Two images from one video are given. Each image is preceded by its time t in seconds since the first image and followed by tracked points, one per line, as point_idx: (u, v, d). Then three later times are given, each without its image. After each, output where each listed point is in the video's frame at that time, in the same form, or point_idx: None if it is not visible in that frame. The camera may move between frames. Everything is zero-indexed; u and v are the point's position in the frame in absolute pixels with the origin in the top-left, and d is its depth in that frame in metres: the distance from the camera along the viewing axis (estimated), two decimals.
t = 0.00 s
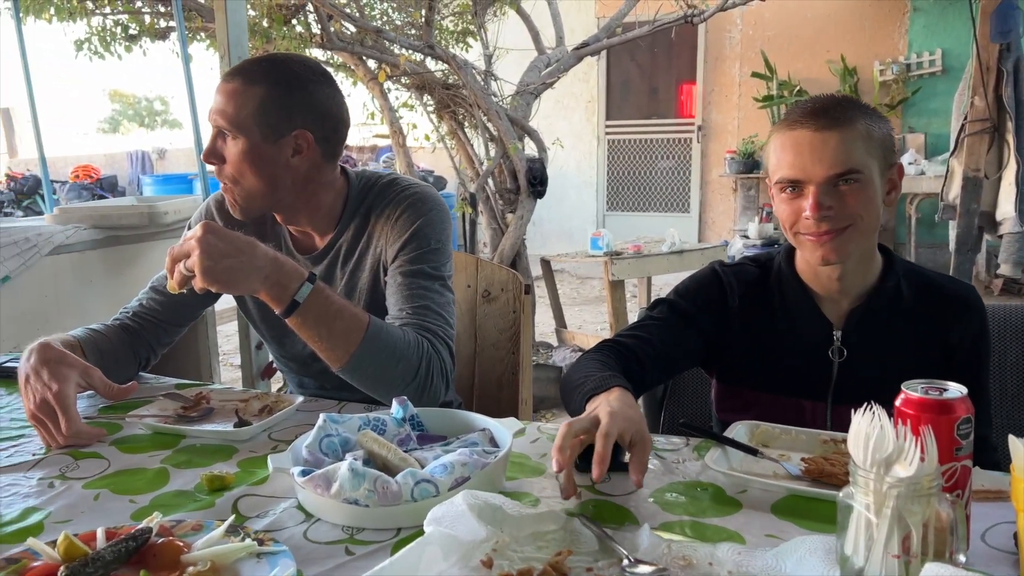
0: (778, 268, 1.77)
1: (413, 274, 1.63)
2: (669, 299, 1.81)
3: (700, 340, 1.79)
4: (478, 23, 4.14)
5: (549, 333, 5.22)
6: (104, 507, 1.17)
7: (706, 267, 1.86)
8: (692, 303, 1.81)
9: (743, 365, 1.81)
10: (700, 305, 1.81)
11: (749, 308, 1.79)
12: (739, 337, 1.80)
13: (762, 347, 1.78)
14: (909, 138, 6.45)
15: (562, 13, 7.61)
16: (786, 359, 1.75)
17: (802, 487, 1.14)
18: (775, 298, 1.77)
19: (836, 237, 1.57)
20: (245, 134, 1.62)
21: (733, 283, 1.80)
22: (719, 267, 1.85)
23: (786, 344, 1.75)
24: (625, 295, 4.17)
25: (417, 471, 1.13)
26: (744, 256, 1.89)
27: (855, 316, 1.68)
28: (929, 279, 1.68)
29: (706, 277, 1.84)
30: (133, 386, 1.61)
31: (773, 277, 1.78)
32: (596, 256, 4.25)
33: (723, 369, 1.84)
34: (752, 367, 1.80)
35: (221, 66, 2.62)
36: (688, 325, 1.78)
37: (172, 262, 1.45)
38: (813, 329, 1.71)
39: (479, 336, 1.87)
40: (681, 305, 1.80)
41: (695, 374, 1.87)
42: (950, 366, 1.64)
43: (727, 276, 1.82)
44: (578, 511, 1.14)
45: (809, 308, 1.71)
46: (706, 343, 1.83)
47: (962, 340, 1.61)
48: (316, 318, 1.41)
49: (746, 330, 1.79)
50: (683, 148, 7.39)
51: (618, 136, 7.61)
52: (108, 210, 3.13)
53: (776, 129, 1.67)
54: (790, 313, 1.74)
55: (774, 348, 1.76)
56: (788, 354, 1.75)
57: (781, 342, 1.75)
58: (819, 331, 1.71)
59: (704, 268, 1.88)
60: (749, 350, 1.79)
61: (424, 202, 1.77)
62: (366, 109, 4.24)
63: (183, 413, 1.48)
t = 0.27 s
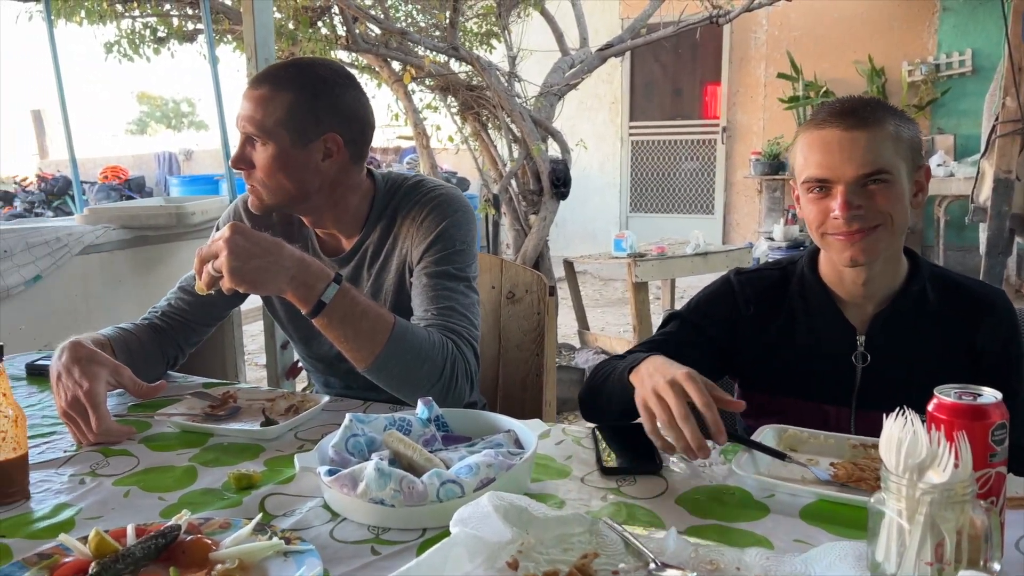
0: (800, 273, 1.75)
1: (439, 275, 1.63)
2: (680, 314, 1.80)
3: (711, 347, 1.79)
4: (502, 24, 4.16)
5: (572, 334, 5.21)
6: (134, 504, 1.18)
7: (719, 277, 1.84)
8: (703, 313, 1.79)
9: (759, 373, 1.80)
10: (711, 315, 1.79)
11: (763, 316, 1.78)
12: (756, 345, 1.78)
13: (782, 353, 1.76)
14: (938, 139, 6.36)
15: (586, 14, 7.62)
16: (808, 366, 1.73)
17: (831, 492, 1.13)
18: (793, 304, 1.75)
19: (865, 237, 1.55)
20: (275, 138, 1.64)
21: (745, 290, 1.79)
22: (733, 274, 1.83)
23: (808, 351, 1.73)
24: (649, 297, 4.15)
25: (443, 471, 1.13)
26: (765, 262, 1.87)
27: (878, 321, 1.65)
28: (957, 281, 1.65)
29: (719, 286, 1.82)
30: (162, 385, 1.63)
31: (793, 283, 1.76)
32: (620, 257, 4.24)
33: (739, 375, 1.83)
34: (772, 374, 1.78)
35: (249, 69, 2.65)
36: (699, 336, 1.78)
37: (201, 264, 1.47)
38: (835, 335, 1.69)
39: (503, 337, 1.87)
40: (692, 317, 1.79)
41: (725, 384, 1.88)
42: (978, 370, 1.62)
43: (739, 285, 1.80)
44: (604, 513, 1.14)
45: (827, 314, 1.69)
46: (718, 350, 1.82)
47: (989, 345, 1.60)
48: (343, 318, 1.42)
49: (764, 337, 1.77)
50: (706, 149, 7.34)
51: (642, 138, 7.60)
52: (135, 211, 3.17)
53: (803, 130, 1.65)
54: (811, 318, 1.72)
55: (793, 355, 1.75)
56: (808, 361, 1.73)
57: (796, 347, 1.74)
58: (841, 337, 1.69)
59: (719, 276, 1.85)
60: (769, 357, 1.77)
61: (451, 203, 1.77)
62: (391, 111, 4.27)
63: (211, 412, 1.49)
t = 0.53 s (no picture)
0: (829, 279, 1.73)
1: (471, 276, 1.64)
2: (709, 320, 1.79)
3: (735, 352, 1.77)
4: (531, 27, 4.19)
5: (600, 337, 5.21)
6: (171, 501, 1.20)
7: (748, 283, 1.82)
8: (729, 318, 1.78)
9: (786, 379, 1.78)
10: (736, 320, 1.77)
11: (790, 322, 1.76)
12: (781, 351, 1.76)
13: (809, 360, 1.74)
14: (973, 140, 6.25)
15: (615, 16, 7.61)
16: (836, 372, 1.70)
17: (868, 499, 1.12)
18: (820, 309, 1.73)
19: (897, 248, 1.53)
20: (316, 140, 1.65)
21: (772, 295, 1.77)
22: (761, 281, 1.81)
23: (835, 357, 1.70)
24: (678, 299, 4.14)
25: (476, 473, 1.13)
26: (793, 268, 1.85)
27: (906, 328, 1.63)
28: (989, 286, 1.64)
29: (746, 291, 1.80)
30: (198, 384, 1.65)
31: (821, 289, 1.74)
32: (649, 259, 4.23)
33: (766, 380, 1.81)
34: (799, 381, 1.76)
35: (282, 72, 2.69)
36: (725, 342, 1.76)
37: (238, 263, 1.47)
38: (863, 341, 1.67)
39: (532, 339, 1.88)
40: (721, 324, 1.77)
41: (753, 391, 1.86)
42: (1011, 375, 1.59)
43: (765, 289, 1.78)
44: (637, 517, 1.13)
45: (855, 318, 1.67)
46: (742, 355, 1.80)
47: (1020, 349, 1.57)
48: (376, 319, 1.43)
49: (790, 343, 1.75)
50: (737, 150, 7.31)
51: (670, 139, 7.60)
52: (170, 212, 3.23)
53: (836, 135, 1.62)
54: (839, 324, 1.70)
55: (820, 361, 1.72)
56: (835, 367, 1.70)
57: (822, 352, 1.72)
58: (869, 342, 1.66)
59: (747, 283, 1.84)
60: (795, 363, 1.75)
61: (483, 205, 1.78)
62: (421, 113, 4.31)
63: (245, 411, 1.51)
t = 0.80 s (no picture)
0: (860, 286, 1.70)
1: (502, 281, 1.65)
2: (737, 324, 1.75)
3: (764, 357, 1.74)
4: (560, 30, 4.25)
5: (628, 341, 5.20)
6: (208, 503, 1.22)
7: (778, 288, 1.80)
8: (760, 323, 1.75)
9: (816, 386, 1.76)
10: (766, 325, 1.75)
11: (820, 328, 1.74)
12: (811, 357, 1.75)
13: (840, 367, 1.72)
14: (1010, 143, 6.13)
15: (644, 20, 7.60)
16: (867, 380, 1.69)
17: (906, 511, 1.11)
18: (851, 316, 1.70)
19: (944, 279, 1.49)
20: (352, 144, 1.68)
21: (803, 301, 1.75)
22: (791, 287, 1.79)
23: (865, 364, 1.68)
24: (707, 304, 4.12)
25: (509, 479, 1.13)
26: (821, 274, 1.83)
27: (940, 335, 1.61)
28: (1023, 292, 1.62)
29: (776, 297, 1.78)
30: (233, 387, 1.68)
31: (852, 295, 1.72)
32: (678, 264, 4.22)
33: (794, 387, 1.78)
34: (829, 389, 1.74)
35: (315, 77, 2.77)
36: (755, 348, 1.73)
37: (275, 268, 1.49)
38: (895, 348, 1.65)
39: (560, 344, 1.88)
40: (750, 328, 1.74)
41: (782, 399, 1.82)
42: None
43: (797, 295, 1.77)
44: (670, 525, 1.13)
45: (889, 325, 1.64)
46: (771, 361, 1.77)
47: None
48: (406, 324, 1.44)
49: (820, 349, 1.73)
50: (766, 153, 7.28)
51: (699, 142, 7.56)
52: (206, 215, 3.31)
53: (898, 149, 1.55)
54: (870, 332, 1.67)
55: (851, 370, 1.70)
56: (865, 374, 1.69)
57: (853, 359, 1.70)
58: (901, 350, 1.64)
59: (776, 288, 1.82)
60: (824, 370, 1.74)
61: (514, 210, 1.79)
62: (451, 117, 4.36)
63: (279, 414, 1.53)
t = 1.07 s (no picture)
0: (901, 291, 1.67)
1: (535, 287, 1.65)
2: (777, 322, 1.72)
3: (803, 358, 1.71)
4: (591, 34, 4.26)
5: (659, 345, 5.19)
6: (247, 505, 1.24)
7: (818, 289, 1.77)
8: (802, 323, 1.71)
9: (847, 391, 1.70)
10: (807, 327, 1.71)
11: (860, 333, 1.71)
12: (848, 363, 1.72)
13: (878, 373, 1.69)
14: None
15: (676, 22, 7.56)
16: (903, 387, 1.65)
17: (948, 522, 1.09)
18: (892, 322, 1.68)
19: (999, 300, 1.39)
20: (403, 148, 1.70)
21: (846, 303, 1.72)
22: (833, 288, 1.76)
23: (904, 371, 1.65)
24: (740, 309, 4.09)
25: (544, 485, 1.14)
26: (860, 278, 1.81)
27: (983, 345, 1.58)
28: None
29: (818, 299, 1.75)
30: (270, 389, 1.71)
31: (894, 301, 1.69)
32: (711, 268, 4.20)
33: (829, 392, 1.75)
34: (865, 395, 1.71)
35: (349, 83, 2.81)
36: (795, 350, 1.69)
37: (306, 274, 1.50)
38: (936, 356, 1.62)
39: (593, 349, 1.89)
40: (791, 329, 1.70)
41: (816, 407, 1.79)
42: None
43: (841, 298, 1.73)
44: (707, 533, 1.13)
45: (931, 334, 1.62)
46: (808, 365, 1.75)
47: None
48: (439, 331, 1.45)
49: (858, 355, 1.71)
50: (799, 156, 7.20)
51: (732, 144, 7.49)
52: (241, 220, 3.38)
53: (968, 160, 1.44)
54: (911, 339, 1.65)
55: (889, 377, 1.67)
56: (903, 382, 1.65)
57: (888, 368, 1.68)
58: (943, 359, 1.61)
59: (816, 290, 1.79)
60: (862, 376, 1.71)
61: (546, 215, 1.79)
62: (482, 121, 4.39)
63: (315, 416, 1.56)
